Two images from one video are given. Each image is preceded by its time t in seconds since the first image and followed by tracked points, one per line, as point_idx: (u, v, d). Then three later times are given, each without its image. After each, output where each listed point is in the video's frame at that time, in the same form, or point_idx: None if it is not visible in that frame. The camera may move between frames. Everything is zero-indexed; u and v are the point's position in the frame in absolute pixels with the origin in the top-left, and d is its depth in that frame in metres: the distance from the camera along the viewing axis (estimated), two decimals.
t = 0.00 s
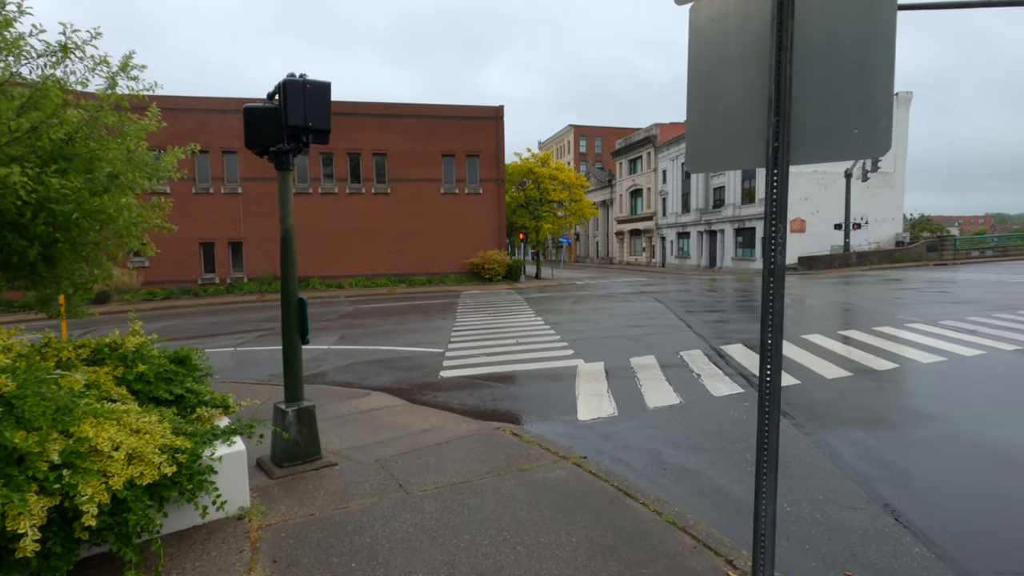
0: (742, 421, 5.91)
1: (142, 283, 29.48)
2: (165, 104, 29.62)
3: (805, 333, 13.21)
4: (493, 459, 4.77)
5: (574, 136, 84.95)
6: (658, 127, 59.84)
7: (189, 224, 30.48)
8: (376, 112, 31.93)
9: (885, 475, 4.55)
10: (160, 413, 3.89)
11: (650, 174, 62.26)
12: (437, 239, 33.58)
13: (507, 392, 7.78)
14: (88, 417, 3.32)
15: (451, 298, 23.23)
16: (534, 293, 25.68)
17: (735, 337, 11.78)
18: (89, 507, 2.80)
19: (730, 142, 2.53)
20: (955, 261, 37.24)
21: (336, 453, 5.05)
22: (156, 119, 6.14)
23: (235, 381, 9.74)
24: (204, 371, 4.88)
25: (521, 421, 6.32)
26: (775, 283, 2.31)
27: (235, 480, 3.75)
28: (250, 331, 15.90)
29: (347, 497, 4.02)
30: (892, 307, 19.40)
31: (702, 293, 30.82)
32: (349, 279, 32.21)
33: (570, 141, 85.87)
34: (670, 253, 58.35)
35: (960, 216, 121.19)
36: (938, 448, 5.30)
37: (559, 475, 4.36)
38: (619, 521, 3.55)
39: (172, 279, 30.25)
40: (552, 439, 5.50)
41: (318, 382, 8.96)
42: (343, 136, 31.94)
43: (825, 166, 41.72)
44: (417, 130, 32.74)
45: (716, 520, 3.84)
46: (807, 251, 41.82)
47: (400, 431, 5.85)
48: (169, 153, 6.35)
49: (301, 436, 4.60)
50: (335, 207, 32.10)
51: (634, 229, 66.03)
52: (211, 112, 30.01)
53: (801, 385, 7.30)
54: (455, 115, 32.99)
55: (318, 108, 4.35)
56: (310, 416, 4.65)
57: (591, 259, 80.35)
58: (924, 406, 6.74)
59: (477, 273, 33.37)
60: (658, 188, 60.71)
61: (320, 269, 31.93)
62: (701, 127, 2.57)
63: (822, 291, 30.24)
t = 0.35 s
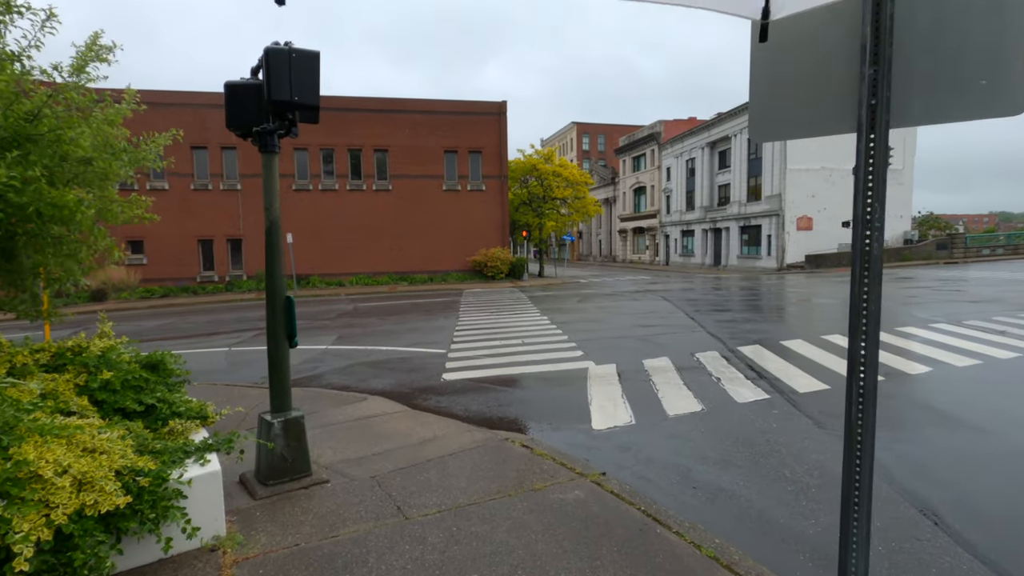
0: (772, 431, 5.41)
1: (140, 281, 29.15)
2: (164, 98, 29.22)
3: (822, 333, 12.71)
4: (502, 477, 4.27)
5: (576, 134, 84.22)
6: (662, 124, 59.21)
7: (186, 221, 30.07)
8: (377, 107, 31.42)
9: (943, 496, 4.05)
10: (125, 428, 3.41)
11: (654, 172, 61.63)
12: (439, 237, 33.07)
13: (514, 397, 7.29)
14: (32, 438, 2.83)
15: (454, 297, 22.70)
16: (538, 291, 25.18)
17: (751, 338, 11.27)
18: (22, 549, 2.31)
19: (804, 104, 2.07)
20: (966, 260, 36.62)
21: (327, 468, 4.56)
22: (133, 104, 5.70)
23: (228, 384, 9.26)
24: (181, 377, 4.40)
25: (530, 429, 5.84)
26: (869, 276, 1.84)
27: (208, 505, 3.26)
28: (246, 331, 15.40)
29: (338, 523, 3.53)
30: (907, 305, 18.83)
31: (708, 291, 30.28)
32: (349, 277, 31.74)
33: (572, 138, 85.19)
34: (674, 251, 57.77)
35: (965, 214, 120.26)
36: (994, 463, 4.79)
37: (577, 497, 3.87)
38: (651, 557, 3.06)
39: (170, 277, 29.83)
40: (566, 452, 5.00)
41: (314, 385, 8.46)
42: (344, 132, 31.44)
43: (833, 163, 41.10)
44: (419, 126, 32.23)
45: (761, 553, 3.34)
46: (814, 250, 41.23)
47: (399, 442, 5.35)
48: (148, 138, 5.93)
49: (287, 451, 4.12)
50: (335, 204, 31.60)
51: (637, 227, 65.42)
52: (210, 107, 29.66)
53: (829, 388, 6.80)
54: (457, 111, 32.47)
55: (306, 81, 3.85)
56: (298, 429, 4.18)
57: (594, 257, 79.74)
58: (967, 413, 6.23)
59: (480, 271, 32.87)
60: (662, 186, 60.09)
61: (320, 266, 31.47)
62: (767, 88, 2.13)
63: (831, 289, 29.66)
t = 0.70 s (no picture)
0: (810, 450, 4.87)
1: (140, 280, 28.88)
2: (165, 96, 28.88)
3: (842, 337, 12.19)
4: (515, 507, 3.78)
5: (581, 133, 83.69)
6: (668, 122, 58.62)
7: (186, 220, 29.64)
8: (379, 104, 30.98)
9: None
10: (77, 459, 2.93)
11: (659, 171, 61.04)
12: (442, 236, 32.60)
13: (522, 407, 6.78)
14: None
15: (457, 297, 22.23)
16: (543, 291, 24.66)
17: (770, 343, 10.72)
18: None
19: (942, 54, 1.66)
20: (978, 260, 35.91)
21: (317, 495, 4.06)
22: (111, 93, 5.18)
23: (219, 390, 8.77)
24: (153, 392, 3.92)
25: (542, 445, 5.35)
26: None
27: (174, 547, 2.80)
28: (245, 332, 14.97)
29: (325, 568, 3.05)
30: (926, 307, 18.19)
31: (717, 292, 29.70)
32: (352, 277, 31.32)
33: (577, 137, 84.60)
34: (680, 251, 57.16)
35: (973, 215, 118.95)
36: None
37: (601, 534, 3.36)
38: None
39: (171, 277, 29.48)
40: (584, 474, 4.51)
41: (310, 393, 7.99)
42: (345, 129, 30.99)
43: (843, 162, 40.42)
44: (423, 123, 31.76)
45: None
46: (822, 249, 40.61)
47: (397, 462, 4.84)
48: (132, 131, 5.51)
49: (270, 478, 3.63)
50: (337, 203, 31.17)
51: (643, 226, 64.82)
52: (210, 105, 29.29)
53: (864, 399, 6.29)
54: (461, 108, 31.98)
55: (284, 54, 3.33)
56: (284, 452, 3.69)
57: (598, 257, 79.20)
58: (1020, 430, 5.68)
59: (484, 271, 32.41)
60: (668, 184, 59.49)
61: (322, 266, 31.09)
62: (882, 48, 1.77)
63: (842, 290, 29.06)
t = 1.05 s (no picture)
0: (854, 467, 4.38)
1: (137, 279, 28.46)
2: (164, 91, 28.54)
3: (863, 338, 11.66)
4: (526, 541, 3.28)
5: (584, 131, 82.98)
6: (672, 119, 58.00)
7: (185, 217, 29.20)
8: (381, 100, 30.50)
9: None
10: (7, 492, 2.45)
11: (663, 169, 60.42)
12: (444, 234, 32.08)
13: (530, 415, 6.29)
14: None
15: (458, 296, 21.72)
16: (547, 290, 24.13)
17: (788, 345, 10.23)
18: None
19: None
20: (990, 259, 35.28)
21: (299, 523, 3.57)
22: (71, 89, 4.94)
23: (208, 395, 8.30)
24: (112, 405, 3.45)
25: (554, 459, 4.86)
26: None
27: None
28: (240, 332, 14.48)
29: None
30: (942, 307, 17.65)
31: (724, 291, 29.09)
32: (353, 275, 30.87)
33: (580, 134, 83.94)
34: (684, 249, 56.57)
35: (979, 214, 117.99)
36: None
37: None
38: None
39: (169, 275, 29.03)
40: (602, 497, 4.02)
41: (304, 399, 7.50)
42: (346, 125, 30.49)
43: (851, 159, 39.80)
44: (425, 119, 31.24)
45: None
46: (830, 248, 40.01)
47: (391, 480, 4.35)
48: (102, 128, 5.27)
49: (244, 507, 3.14)
50: (337, 200, 30.67)
51: (646, 225, 64.22)
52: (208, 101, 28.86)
53: (903, 409, 5.77)
54: (464, 104, 31.49)
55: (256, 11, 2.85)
56: (260, 477, 3.21)
57: (601, 256, 78.59)
58: None
59: (486, 269, 31.89)
60: (672, 182, 58.86)
61: (323, 264, 30.62)
62: None
63: (851, 288, 28.47)
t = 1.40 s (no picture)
0: (913, 494, 3.88)
1: (139, 276, 28.15)
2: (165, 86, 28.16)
3: (888, 339, 11.12)
4: None
5: (590, 127, 82.19)
6: (680, 115, 57.24)
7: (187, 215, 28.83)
8: (385, 95, 30.04)
9: None
10: None
11: (671, 165, 59.72)
12: (449, 231, 31.60)
13: (543, 426, 5.81)
14: None
15: (463, 295, 21.25)
16: (554, 288, 23.65)
17: (812, 348, 9.72)
18: None
19: None
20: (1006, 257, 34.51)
21: (286, 562, 3.11)
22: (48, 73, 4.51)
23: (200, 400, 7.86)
24: (71, 428, 3.01)
25: (573, 481, 4.37)
26: None
27: None
28: (239, 332, 14.05)
29: None
30: (965, 307, 17.06)
31: (734, 289, 28.54)
32: (356, 272, 30.46)
33: (586, 130, 83.15)
34: (691, 247, 55.93)
35: (990, 211, 116.56)
36: None
37: None
38: None
39: (171, 273, 28.68)
40: (631, 530, 3.54)
41: (301, 406, 7.04)
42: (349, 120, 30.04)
43: (863, 155, 39.05)
44: (430, 114, 30.75)
45: None
46: (842, 245, 39.33)
47: (392, 506, 3.89)
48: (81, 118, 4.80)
49: (217, 549, 2.68)
50: (340, 196, 30.23)
51: (653, 222, 63.56)
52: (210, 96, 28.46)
53: (954, 422, 5.26)
54: (469, 99, 30.97)
55: None
56: (238, 512, 2.75)
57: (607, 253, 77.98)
58: None
59: (492, 267, 31.43)
60: (679, 179, 58.17)
61: (326, 261, 30.23)
62: None
63: (865, 287, 27.85)
